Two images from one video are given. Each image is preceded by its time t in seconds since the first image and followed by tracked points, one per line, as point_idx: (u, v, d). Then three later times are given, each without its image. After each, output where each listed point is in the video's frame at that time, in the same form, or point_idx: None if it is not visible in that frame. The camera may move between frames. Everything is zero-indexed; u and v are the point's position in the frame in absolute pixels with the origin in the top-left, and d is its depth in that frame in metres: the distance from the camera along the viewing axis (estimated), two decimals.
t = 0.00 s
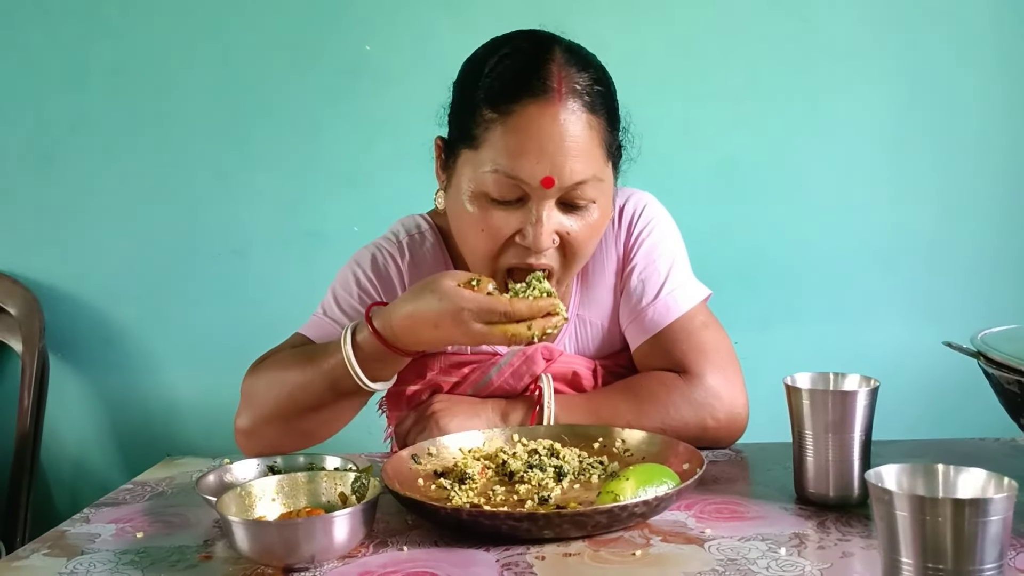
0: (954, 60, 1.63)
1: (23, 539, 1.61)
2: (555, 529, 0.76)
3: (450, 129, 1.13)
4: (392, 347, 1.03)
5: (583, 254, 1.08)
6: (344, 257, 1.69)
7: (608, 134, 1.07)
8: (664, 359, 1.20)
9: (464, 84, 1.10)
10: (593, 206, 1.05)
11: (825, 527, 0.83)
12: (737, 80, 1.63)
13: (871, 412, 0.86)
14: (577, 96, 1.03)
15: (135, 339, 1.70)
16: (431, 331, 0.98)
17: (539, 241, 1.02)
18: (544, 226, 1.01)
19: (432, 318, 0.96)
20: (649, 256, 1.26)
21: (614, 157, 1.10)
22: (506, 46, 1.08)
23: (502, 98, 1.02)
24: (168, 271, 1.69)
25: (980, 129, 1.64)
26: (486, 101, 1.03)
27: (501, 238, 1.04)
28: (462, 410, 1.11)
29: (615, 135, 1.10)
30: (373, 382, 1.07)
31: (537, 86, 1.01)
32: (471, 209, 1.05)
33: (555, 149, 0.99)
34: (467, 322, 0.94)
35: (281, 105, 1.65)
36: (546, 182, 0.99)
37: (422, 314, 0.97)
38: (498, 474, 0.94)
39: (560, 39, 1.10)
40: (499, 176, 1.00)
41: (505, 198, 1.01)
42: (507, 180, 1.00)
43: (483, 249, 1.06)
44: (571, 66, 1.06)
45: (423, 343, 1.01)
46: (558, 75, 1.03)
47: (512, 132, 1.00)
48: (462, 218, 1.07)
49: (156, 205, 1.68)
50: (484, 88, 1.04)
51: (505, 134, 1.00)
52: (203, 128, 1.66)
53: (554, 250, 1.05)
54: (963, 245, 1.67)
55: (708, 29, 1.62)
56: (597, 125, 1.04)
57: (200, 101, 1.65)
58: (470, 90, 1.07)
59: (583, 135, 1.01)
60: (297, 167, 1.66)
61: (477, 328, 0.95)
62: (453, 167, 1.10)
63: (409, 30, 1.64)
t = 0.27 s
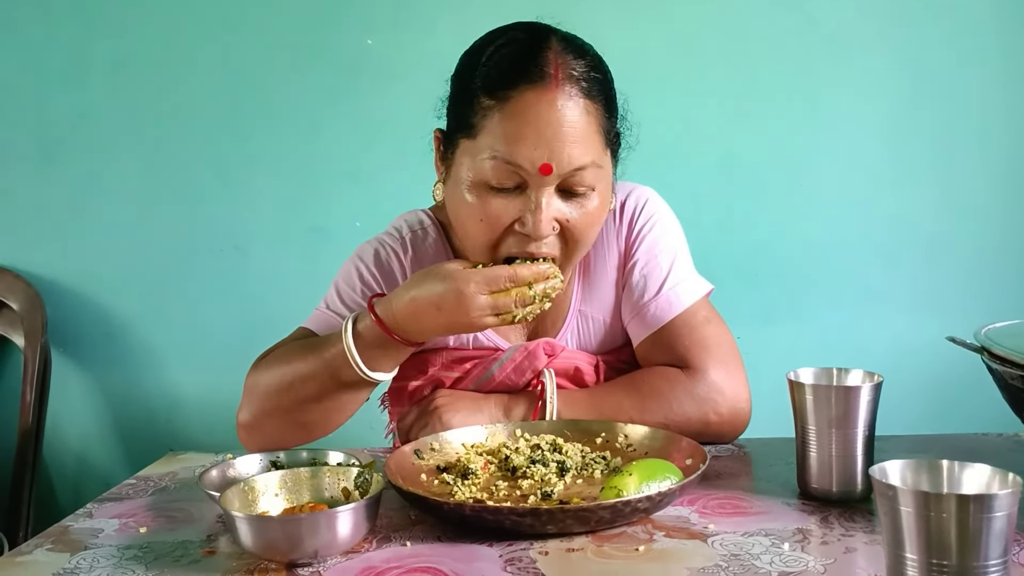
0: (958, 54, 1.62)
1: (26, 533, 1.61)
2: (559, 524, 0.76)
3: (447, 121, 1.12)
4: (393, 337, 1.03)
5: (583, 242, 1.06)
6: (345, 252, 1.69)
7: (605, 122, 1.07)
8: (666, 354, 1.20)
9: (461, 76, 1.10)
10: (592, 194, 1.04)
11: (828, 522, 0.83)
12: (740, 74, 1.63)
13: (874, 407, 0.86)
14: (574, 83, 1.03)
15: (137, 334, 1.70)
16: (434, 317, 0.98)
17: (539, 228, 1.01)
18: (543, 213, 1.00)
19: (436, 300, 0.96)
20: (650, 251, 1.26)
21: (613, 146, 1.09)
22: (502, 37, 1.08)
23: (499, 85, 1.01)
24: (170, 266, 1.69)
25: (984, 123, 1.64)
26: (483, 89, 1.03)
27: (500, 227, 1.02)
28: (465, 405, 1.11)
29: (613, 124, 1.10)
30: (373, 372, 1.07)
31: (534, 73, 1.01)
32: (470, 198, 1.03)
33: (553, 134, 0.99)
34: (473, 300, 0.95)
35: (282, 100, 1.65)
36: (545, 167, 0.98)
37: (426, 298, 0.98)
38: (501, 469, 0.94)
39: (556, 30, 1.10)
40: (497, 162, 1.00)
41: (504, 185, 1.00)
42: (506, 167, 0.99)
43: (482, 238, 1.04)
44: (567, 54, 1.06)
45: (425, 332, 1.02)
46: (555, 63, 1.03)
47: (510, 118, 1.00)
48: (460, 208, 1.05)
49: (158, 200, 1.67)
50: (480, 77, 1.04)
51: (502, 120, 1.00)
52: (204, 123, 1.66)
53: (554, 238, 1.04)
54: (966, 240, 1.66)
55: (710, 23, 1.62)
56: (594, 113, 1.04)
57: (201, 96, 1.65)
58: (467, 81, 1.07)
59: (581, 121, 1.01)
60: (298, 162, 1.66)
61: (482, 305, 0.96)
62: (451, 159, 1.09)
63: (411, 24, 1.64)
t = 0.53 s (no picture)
0: (961, 47, 1.62)
1: (27, 526, 1.61)
2: (559, 518, 0.76)
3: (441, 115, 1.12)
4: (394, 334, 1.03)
5: (571, 240, 1.06)
6: (346, 245, 1.69)
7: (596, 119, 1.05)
8: (667, 347, 1.19)
9: (455, 69, 1.09)
10: (580, 191, 1.03)
11: (829, 516, 0.83)
12: (742, 68, 1.62)
13: (876, 401, 0.86)
14: (564, 79, 1.02)
15: (138, 328, 1.70)
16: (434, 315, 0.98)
17: (522, 225, 1.00)
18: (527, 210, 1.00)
19: (437, 299, 0.96)
20: (651, 245, 1.25)
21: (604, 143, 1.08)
22: (496, 31, 1.07)
23: (488, 79, 1.01)
24: (170, 260, 1.68)
25: (986, 116, 1.63)
26: (472, 83, 1.02)
27: (485, 222, 1.02)
28: (465, 399, 1.11)
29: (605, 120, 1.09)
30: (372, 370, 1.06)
31: (523, 68, 1.00)
32: (457, 192, 1.03)
33: (538, 130, 0.98)
34: (475, 298, 0.95)
35: (282, 93, 1.64)
36: (529, 163, 0.97)
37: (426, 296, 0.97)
38: (501, 462, 0.94)
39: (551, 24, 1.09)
40: (482, 156, 0.99)
41: (489, 180, 1.00)
42: (490, 162, 0.99)
43: (469, 232, 1.04)
44: (560, 49, 1.05)
45: (425, 328, 1.01)
46: (546, 58, 1.02)
47: (496, 113, 0.99)
48: (448, 201, 1.05)
49: (158, 193, 1.67)
50: (471, 71, 1.04)
51: (488, 115, 0.99)
52: (204, 116, 1.65)
53: (539, 235, 1.03)
54: (968, 234, 1.66)
55: (712, 16, 1.61)
56: (583, 109, 1.02)
57: (201, 89, 1.64)
58: (459, 74, 1.07)
59: (568, 117, 1.00)
60: (298, 156, 1.66)
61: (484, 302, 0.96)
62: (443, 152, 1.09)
63: (411, 17, 1.63)
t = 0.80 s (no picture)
0: (964, 40, 1.61)
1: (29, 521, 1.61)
2: (558, 512, 0.76)
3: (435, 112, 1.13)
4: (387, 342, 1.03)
5: (552, 244, 1.05)
6: (346, 240, 1.68)
7: (580, 121, 1.04)
8: (668, 341, 1.19)
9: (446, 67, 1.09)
10: (559, 195, 1.02)
11: (829, 510, 0.83)
12: (743, 61, 1.61)
13: (876, 395, 0.86)
14: (546, 81, 1.00)
15: (138, 323, 1.70)
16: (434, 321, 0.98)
17: (499, 229, 1.00)
18: (504, 213, 0.99)
19: (438, 303, 0.96)
20: (652, 238, 1.25)
21: (589, 145, 1.06)
22: (487, 30, 1.06)
23: (470, 80, 1.00)
24: (170, 254, 1.68)
25: (989, 110, 1.62)
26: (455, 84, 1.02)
27: (466, 222, 1.03)
28: (465, 394, 1.10)
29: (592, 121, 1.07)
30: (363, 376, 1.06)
31: (504, 69, 1.00)
32: (440, 192, 1.04)
33: (514, 133, 0.97)
34: (476, 303, 0.95)
35: (282, 87, 1.64)
36: (504, 166, 0.97)
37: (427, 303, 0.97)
38: (501, 457, 0.94)
39: (542, 22, 1.07)
40: (460, 158, 0.99)
41: (467, 181, 1.00)
42: (468, 164, 0.99)
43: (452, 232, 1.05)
44: (547, 49, 1.04)
45: (420, 335, 1.01)
46: (529, 59, 1.01)
47: (476, 114, 0.99)
48: (435, 200, 1.06)
49: (158, 188, 1.67)
50: (457, 70, 1.04)
51: (468, 117, 0.99)
52: (203, 111, 1.65)
53: (518, 238, 1.03)
54: (970, 228, 1.65)
55: (713, 9, 1.60)
56: (564, 111, 1.01)
57: (200, 84, 1.64)
58: (448, 73, 1.07)
59: (547, 120, 0.99)
60: (298, 150, 1.65)
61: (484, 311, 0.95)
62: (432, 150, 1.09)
63: (411, 11, 1.62)
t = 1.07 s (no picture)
0: (967, 35, 1.60)
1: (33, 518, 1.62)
2: (559, 508, 0.76)
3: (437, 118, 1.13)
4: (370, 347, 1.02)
5: (564, 245, 1.05)
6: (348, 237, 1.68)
7: (588, 122, 1.04)
8: (670, 337, 1.19)
9: (447, 74, 1.09)
10: (570, 197, 1.02)
11: (830, 506, 0.83)
12: (746, 56, 1.61)
13: (878, 390, 0.85)
14: (551, 85, 1.01)
15: (141, 320, 1.70)
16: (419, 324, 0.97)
17: (513, 233, 1.00)
18: (517, 219, 1.00)
19: (425, 304, 0.95)
20: (655, 234, 1.25)
21: (596, 144, 1.07)
22: (486, 36, 1.06)
23: (475, 88, 1.01)
24: (172, 251, 1.68)
25: (993, 104, 1.62)
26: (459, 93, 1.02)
27: (478, 229, 1.03)
28: (467, 390, 1.10)
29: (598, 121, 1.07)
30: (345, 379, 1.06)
31: (509, 76, 1.00)
32: (451, 200, 1.04)
33: (525, 139, 0.97)
34: (463, 304, 0.93)
35: (284, 85, 1.64)
36: (516, 173, 0.97)
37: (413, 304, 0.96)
38: (502, 453, 0.94)
39: (541, 24, 1.07)
40: (471, 167, 0.99)
41: (478, 189, 1.00)
42: (480, 172, 0.99)
43: (466, 239, 1.05)
44: (548, 52, 1.04)
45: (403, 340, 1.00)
46: (533, 64, 1.01)
47: (484, 122, 0.99)
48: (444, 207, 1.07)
49: (160, 185, 1.67)
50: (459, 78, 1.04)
51: (475, 125, 0.99)
52: (205, 108, 1.65)
53: (532, 242, 1.03)
54: (973, 223, 1.65)
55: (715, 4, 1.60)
56: (572, 114, 1.01)
57: (202, 81, 1.64)
58: (450, 80, 1.06)
59: (556, 125, 0.99)
60: (300, 148, 1.65)
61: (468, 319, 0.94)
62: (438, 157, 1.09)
63: (413, 8, 1.62)
